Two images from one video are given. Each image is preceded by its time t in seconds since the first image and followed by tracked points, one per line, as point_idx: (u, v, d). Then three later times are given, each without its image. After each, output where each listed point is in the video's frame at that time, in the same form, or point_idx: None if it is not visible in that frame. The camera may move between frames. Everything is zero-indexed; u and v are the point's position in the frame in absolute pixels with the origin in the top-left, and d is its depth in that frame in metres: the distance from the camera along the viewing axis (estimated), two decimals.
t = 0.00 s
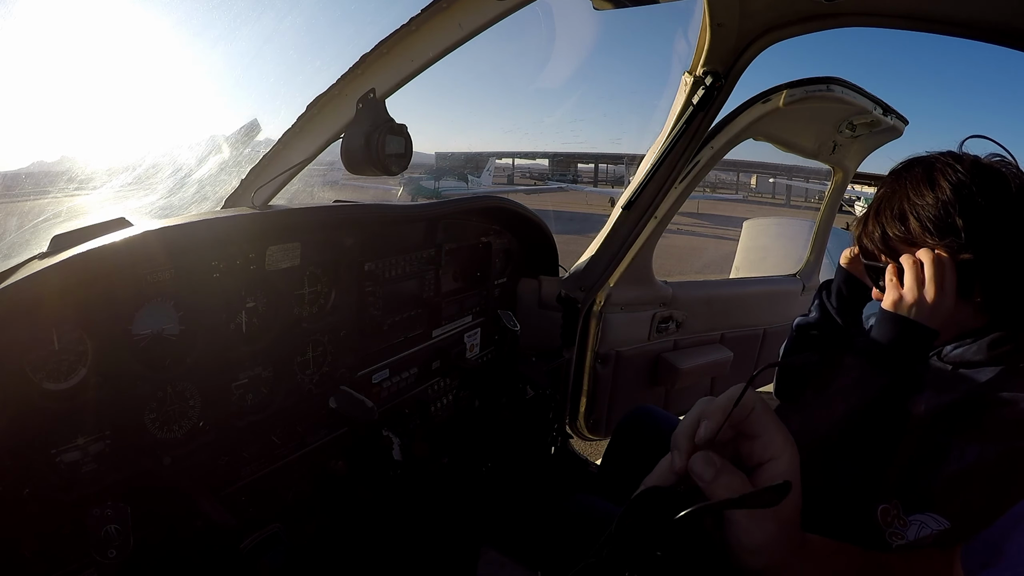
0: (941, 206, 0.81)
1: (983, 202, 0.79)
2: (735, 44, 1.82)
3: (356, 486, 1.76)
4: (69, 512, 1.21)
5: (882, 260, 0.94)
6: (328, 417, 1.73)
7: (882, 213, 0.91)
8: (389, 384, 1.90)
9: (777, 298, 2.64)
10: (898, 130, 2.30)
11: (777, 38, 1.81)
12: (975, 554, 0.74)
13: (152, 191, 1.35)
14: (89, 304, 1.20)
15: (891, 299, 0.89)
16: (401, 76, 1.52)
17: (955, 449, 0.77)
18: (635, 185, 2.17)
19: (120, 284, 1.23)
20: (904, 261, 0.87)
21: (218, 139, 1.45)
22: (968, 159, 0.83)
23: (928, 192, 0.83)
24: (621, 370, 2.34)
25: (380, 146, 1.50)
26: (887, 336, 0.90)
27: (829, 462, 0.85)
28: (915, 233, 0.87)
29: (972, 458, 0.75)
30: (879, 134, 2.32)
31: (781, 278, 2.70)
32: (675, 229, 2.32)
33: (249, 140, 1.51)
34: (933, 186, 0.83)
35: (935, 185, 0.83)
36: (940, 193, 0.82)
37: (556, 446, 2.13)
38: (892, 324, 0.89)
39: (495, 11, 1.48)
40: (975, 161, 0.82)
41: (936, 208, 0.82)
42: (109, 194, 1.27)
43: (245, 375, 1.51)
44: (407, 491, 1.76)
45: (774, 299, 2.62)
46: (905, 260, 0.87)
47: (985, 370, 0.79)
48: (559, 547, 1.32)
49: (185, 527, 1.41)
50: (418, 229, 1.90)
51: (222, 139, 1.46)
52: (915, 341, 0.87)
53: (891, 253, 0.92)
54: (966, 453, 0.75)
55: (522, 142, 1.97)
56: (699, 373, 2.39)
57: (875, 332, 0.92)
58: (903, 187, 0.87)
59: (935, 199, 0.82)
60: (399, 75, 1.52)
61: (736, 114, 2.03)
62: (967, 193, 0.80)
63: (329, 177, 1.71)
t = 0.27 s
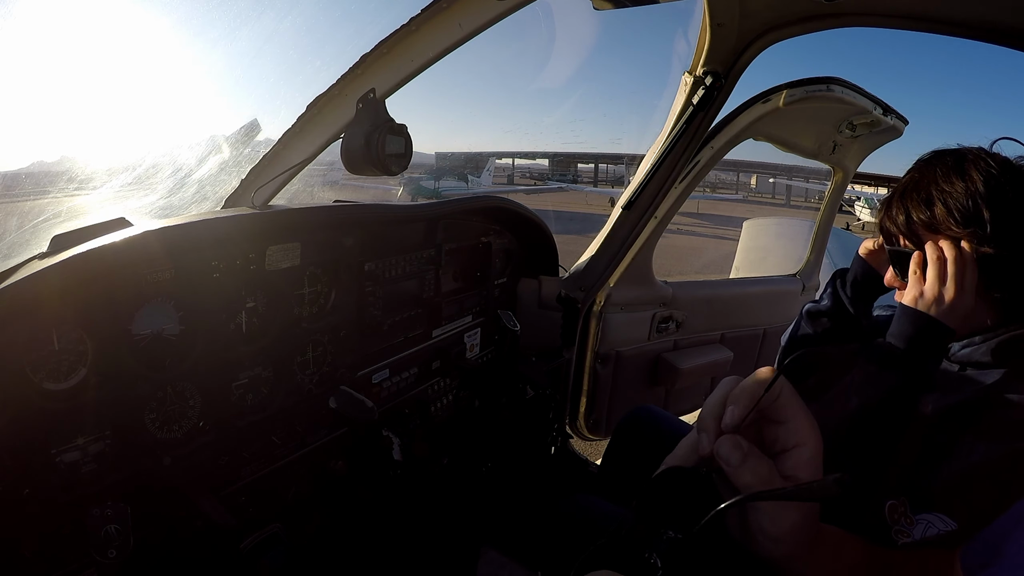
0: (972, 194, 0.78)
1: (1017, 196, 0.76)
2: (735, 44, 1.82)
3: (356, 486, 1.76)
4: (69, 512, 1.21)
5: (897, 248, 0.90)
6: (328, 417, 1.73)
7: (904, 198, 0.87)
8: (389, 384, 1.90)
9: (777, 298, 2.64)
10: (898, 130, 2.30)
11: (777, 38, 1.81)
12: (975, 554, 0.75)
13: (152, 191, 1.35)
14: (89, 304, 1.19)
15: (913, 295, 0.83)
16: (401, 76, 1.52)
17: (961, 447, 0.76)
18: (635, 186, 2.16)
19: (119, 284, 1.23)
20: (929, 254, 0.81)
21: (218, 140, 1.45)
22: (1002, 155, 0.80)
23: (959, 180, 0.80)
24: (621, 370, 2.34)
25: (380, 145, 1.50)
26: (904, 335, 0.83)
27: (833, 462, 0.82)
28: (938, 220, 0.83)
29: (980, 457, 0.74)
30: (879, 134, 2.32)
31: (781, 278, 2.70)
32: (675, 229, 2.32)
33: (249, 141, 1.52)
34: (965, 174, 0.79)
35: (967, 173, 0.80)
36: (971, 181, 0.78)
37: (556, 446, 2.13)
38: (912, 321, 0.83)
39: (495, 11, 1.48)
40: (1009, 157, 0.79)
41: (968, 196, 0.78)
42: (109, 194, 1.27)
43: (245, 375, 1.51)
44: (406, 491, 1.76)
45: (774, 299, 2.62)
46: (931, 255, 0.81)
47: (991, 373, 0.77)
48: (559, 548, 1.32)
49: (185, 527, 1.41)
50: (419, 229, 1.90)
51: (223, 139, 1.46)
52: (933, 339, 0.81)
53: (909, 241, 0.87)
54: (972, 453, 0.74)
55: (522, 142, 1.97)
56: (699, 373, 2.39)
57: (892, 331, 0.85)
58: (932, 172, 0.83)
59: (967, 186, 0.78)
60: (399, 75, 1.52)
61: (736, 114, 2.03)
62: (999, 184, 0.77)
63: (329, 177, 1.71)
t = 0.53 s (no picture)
0: (1007, 189, 0.85)
1: None
2: (735, 44, 1.82)
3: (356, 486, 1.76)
4: (69, 512, 1.21)
5: (924, 228, 1.00)
6: (329, 416, 1.74)
7: (939, 183, 0.95)
8: (389, 384, 1.90)
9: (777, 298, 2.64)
10: (898, 130, 2.30)
11: (777, 38, 1.81)
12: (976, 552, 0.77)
13: (152, 191, 1.35)
14: (90, 304, 1.20)
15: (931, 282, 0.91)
16: (401, 76, 1.52)
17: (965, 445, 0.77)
18: (635, 186, 2.17)
19: (120, 284, 1.23)
20: (953, 241, 0.90)
21: (218, 140, 1.45)
22: None
23: (996, 175, 0.86)
24: (621, 370, 2.34)
25: (379, 146, 1.50)
26: (922, 319, 0.88)
27: (835, 465, 0.82)
28: (970, 208, 0.91)
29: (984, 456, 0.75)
30: (879, 134, 2.32)
31: (781, 278, 2.70)
32: (675, 229, 2.32)
33: (249, 140, 1.52)
34: (1002, 168, 0.86)
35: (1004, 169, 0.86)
36: (1008, 178, 0.85)
37: (556, 446, 2.13)
38: (929, 306, 0.88)
39: (495, 11, 1.48)
40: None
41: (1004, 191, 0.85)
42: (109, 194, 1.27)
43: (245, 375, 1.51)
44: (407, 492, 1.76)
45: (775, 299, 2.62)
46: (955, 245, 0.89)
47: (1000, 373, 0.81)
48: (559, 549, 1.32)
49: (185, 527, 1.41)
50: (419, 229, 1.90)
51: (223, 139, 1.46)
52: (948, 327, 0.86)
53: (936, 221, 0.96)
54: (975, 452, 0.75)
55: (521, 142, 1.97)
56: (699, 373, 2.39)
57: (910, 314, 0.89)
58: (970, 165, 0.90)
59: (1003, 182, 0.85)
60: (399, 75, 1.52)
61: (736, 114, 2.03)
62: None
63: (329, 177, 1.71)
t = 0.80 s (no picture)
0: None
1: None
2: (735, 44, 1.82)
3: (356, 486, 1.76)
4: (69, 512, 1.21)
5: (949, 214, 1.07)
6: (329, 416, 1.74)
7: (976, 176, 1.03)
8: (389, 384, 1.90)
9: (778, 298, 2.63)
10: (898, 130, 2.30)
11: (777, 39, 1.81)
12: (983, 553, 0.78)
13: (152, 191, 1.35)
14: (90, 304, 1.20)
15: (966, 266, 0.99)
16: (401, 76, 1.52)
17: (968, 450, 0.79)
18: (636, 185, 2.17)
19: (120, 284, 1.23)
20: (986, 230, 0.98)
21: (218, 139, 1.45)
22: None
23: None
24: (621, 370, 2.34)
25: (380, 146, 1.50)
26: (952, 303, 0.96)
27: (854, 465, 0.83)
28: (1003, 202, 0.98)
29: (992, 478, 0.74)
30: (879, 134, 2.32)
31: (781, 278, 2.70)
32: (675, 229, 2.32)
33: (249, 140, 1.51)
34: None
35: None
36: None
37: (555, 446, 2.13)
38: (961, 292, 0.96)
39: (495, 11, 1.48)
40: None
41: None
42: (109, 194, 1.27)
43: (245, 375, 1.51)
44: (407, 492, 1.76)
45: (775, 298, 2.62)
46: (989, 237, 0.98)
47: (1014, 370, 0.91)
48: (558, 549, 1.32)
49: (185, 528, 1.42)
50: (419, 229, 1.90)
51: (223, 139, 1.46)
52: (977, 315, 0.94)
53: (966, 211, 1.04)
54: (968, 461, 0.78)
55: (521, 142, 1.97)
56: (699, 373, 2.39)
57: (941, 298, 0.98)
58: (1011, 161, 0.98)
59: None
60: (399, 75, 1.52)
61: (736, 114, 2.03)
62: None
63: (329, 177, 1.71)
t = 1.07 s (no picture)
0: None
1: None
2: (735, 44, 1.82)
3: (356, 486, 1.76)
4: (69, 512, 1.21)
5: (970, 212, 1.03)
6: (329, 416, 1.74)
7: (997, 174, 0.99)
8: (389, 384, 1.90)
9: (778, 298, 2.63)
10: (898, 130, 2.30)
11: (777, 39, 1.81)
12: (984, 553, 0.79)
13: (152, 192, 1.35)
14: (91, 304, 1.20)
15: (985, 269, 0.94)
16: (401, 75, 1.52)
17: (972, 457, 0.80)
18: (636, 185, 2.17)
19: (120, 284, 1.23)
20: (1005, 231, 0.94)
21: (217, 139, 1.45)
22: None
23: None
24: (621, 370, 2.34)
25: (380, 146, 1.50)
26: (973, 305, 0.92)
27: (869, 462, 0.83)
28: None
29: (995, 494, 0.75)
30: (880, 134, 2.32)
31: (781, 278, 2.70)
32: (675, 229, 2.32)
33: (249, 141, 1.51)
34: None
35: None
36: None
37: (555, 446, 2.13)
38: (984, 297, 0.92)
39: (495, 11, 1.48)
40: None
41: None
42: (109, 194, 1.27)
43: (245, 375, 1.51)
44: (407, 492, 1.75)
45: (775, 299, 2.62)
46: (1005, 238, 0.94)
47: None
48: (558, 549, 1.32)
49: (185, 528, 1.42)
50: (419, 229, 1.90)
51: (222, 139, 1.46)
52: (996, 316, 0.90)
53: (986, 210, 1.00)
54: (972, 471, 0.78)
55: (521, 142, 1.97)
56: (699, 373, 2.39)
57: (960, 300, 0.94)
58: None
59: None
60: (399, 75, 1.52)
61: (736, 114, 2.03)
62: None
63: (329, 177, 1.71)
